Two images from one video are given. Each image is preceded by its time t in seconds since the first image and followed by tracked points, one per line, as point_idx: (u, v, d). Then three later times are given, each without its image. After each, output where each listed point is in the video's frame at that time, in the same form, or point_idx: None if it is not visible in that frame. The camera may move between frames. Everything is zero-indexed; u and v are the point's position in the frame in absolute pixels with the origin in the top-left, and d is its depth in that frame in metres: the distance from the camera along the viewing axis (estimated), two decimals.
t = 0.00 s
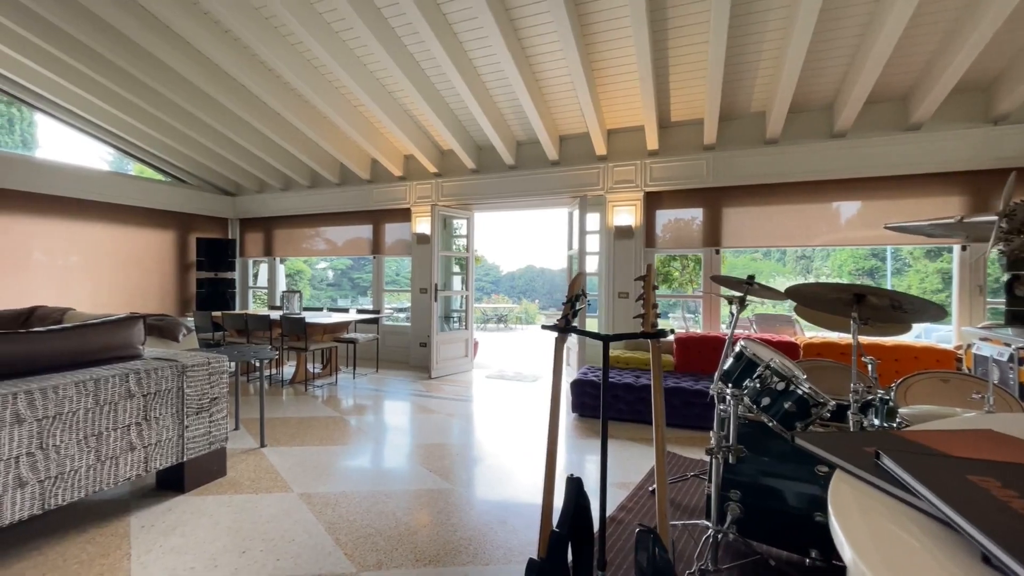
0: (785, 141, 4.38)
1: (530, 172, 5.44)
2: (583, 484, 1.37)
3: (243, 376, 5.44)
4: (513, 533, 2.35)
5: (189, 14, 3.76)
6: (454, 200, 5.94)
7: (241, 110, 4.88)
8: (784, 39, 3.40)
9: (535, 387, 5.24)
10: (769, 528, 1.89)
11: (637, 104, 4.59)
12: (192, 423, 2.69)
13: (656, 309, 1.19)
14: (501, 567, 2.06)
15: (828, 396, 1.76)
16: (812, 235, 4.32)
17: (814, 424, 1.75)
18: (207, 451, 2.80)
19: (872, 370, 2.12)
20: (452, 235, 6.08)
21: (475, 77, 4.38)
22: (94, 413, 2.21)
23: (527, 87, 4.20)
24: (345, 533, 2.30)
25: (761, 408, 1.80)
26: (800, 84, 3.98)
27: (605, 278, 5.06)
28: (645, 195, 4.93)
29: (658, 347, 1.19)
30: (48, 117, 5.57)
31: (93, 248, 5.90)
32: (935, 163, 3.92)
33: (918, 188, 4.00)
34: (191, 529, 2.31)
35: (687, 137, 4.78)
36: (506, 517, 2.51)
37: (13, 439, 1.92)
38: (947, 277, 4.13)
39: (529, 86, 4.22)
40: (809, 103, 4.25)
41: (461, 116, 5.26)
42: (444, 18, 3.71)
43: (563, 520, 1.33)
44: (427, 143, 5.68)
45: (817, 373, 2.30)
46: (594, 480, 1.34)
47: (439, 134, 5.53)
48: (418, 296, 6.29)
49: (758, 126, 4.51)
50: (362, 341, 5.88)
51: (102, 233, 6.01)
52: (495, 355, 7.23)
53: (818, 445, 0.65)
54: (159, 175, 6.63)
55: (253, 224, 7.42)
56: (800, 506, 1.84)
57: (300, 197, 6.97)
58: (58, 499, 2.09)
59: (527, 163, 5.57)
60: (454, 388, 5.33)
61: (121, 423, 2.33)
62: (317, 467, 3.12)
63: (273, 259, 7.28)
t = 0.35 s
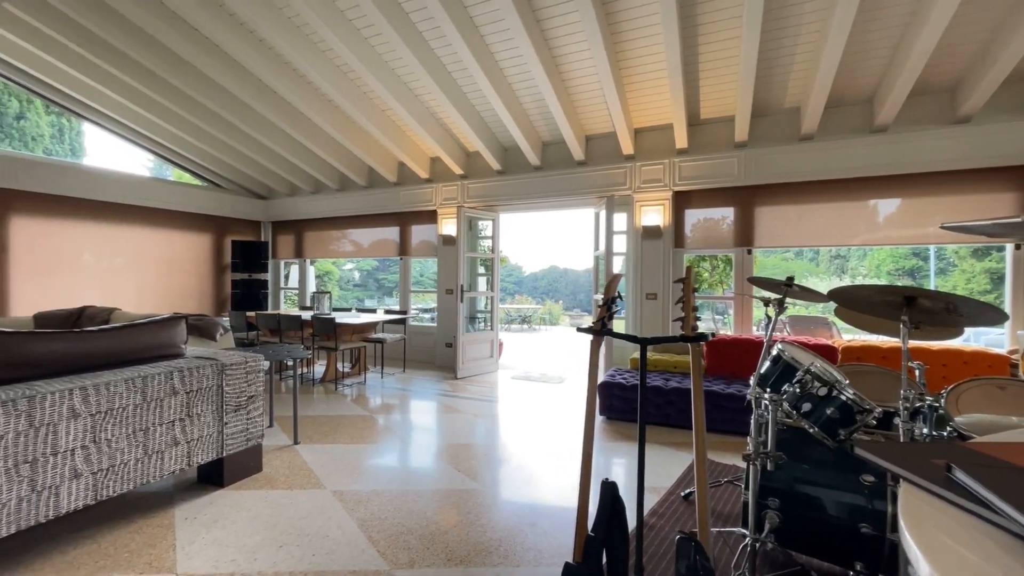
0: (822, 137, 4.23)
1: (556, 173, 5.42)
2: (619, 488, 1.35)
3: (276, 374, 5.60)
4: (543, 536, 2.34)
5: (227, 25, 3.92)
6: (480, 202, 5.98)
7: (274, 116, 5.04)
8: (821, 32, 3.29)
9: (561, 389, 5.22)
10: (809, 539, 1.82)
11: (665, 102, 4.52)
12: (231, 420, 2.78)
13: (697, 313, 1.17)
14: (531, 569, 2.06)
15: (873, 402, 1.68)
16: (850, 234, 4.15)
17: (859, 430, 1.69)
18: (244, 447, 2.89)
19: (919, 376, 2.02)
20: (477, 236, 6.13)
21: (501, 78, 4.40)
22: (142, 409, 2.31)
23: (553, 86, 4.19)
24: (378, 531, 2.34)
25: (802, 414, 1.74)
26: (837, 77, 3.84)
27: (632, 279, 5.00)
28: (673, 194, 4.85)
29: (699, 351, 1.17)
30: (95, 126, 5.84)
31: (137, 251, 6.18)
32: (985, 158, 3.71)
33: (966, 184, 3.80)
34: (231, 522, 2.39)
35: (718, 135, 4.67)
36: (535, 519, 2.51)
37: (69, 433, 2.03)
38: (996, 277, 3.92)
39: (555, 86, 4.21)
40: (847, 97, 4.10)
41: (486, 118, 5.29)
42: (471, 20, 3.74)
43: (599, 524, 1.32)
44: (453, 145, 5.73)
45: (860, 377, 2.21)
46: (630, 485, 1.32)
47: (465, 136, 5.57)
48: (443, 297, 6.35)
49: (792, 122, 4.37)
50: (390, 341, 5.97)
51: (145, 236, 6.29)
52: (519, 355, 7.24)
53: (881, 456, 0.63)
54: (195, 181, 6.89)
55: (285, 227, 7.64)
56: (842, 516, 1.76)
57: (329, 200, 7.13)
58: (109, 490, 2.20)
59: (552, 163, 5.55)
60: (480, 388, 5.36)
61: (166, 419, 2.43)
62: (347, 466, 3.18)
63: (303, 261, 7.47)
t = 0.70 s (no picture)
0: (862, 130, 4.06)
1: (582, 171, 5.38)
2: (654, 489, 1.33)
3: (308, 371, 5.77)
4: (572, 535, 2.33)
5: (262, 32, 4.06)
6: (505, 201, 5.99)
7: (306, 119, 5.18)
8: (862, 21, 3.16)
9: (588, 389, 5.19)
10: (853, 548, 1.75)
11: (695, 98, 4.42)
12: (267, 414, 2.87)
13: (738, 312, 1.16)
14: (562, 569, 2.05)
15: (924, 407, 1.59)
16: (892, 231, 3.98)
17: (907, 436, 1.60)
18: (280, 440, 2.99)
19: (972, 380, 1.92)
20: (503, 235, 6.15)
21: (527, 76, 4.39)
22: (186, 402, 2.41)
23: (580, 84, 4.16)
24: (408, 525, 2.38)
25: (844, 417, 1.68)
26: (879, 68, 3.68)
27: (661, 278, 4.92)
28: (704, 192, 4.75)
29: (740, 351, 1.15)
30: (140, 133, 6.12)
31: (178, 251, 6.46)
32: None
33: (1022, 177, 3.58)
34: (269, 512, 2.48)
35: (750, 130, 4.54)
36: (565, 518, 2.50)
37: (120, 423, 2.14)
38: None
39: (582, 83, 4.18)
40: (889, 88, 3.92)
41: (512, 116, 5.29)
42: (498, 20, 3.76)
43: (635, 525, 1.31)
44: (479, 145, 5.75)
45: (906, 380, 2.12)
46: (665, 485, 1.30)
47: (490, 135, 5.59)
48: (469, 296, 6.39)
49: (830, 115, 4.21)
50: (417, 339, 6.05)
51: (185, 237, 6.57)
52: (545, 355, 7.22)
53: (942, 458, 0.64)
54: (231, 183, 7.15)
55: (316, 227, 7.84)
56: (887, 524, 1.70)
57: (357, 201, 7.27)
58: (157, 478, 2.31)
59: (578, 162, 5.51)
60: (506, 387, 5.37)
61: (208, 411, 2.53)
62: (376, 461, 3.24)
63: (333, 260, 7.65)
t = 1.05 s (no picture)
0: (904, 125, 3.89)
1: (608, 171, 5.33)
2: (687, 495, 1.31)
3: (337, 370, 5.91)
4: (601, 539, 2.31)
5: (295, 41, 4.19)
6: (530, 202, 5.99)
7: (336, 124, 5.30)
8: (904, 11, 3.03)
9: (614, 392, 5.15)
10: (898, 562, 1.68)
11: (725, 95, 4.33)
12: (300, 411, 2.96)
13: (776, 316, 1.13)
14: (591, 571, 2.05)
15: (974, 417, 1.51)
16: (937, 230, 3.80)
17: (956, 445, 1.53)
18: (313, 437, 3.07)
19: None
20: (527, 236, 6.16)
21: (553, 77, 4.38)
22: (225, 398, 2.51)
23: (607, 83, 4.12)
24: (438, 524, 2.41)
25: (887, 424, 1.62)
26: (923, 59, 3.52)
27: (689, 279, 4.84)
28: (734, 191, 4.64)
29: (778, 356, 1.12)
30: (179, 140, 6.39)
31: (215, 254, 6.72)
32: None
33: None
34: (303, 508, 2.55)
35: (783, 127, 4.41)
36: (593, 521, 2.48)
37: (165, 418, 2.24)
38: None
39: (608, 82, 4.14)
40: (934, 80, 3.74)
41: (537, 117, 5.28)
42: (524, 22, 3.76)
43: (667, 531, 1.29)
44: (504, 147, 5.77)
45: (953, 387, 2.02)
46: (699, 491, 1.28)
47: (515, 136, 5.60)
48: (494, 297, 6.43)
49: (869, 109, 4.05)
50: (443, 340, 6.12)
51: (222, 240, 6.83)
52: (569, 356, 7.20)
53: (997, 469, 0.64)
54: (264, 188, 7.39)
55: (345, 230, 8.02)
56: (934, 537, 1.63)
57: (384, 203, 7.39)
58: (199, 472, 2.41)
59: (604, 161, 5.46)
60: (531, 388, 5.39)
61: (245, 408, 2.62)
62: (404, 459, 3.30)
63: (361, 262, 7.82)
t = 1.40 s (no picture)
0: (947, 118, 3.71)
1: (633, 170, 5.26)
2: (718, 499, 1.29)
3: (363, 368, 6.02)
4: (626, 542, 2.28)
5: (324, 46, 4.29)
6: (553, 202, 5.97)
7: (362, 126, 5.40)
8: None
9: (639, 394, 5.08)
10: None
11: (755, 91, 4.22)
12: (329, 409, 3.02)
13: (814, 318, 1.10)
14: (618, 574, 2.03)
15: None
16: (983, 228, 3.61)
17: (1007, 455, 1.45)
18: (341, 434, 3.13)
19: None
20: (551, 236, 6.14)
21: (577, 75, 4.35)
22: (258, 395, 2.58)
23: (632, 81, 4.07)
24: (462, 522, 2.43)
25: (931, 430, 1.54)
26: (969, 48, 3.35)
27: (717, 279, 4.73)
28: (764, 189, 4.52)
29: (817, 358, 1.09)
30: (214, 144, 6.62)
31: (247, 254, 6.94)
32: None
33: None
34: (332, 503, 2.60)
35: (817, 122, 4.27)
36: (619, 524, 2.46)
37: (202, 413, 2.32)
38: None
39: (633, 79, 4.08)
40: (980, 70, 3.56)
41: (561, 116, 5.26)
42: (548, 21, 3.75)
43: (697, 536, 1.27)
44: (527, 146, 5.77)
45: (1004, 394, 1.92)
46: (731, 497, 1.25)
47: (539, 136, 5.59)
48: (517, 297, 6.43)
49: (909, 102, 3.88)
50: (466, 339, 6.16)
51: (253, 241, 7.04)
52: (593, 357, 7.14)
53: None
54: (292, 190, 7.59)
55: (370, 231, 8.16)
56: (981, 551, 1.57)
57: (408, 204, 7.48)
58: (234, 465, 2.49)
59: (629, 160, 5.39)
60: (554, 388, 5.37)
61: (277, 405, 2.70)
62: (428, 457, 3.33)
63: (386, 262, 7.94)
